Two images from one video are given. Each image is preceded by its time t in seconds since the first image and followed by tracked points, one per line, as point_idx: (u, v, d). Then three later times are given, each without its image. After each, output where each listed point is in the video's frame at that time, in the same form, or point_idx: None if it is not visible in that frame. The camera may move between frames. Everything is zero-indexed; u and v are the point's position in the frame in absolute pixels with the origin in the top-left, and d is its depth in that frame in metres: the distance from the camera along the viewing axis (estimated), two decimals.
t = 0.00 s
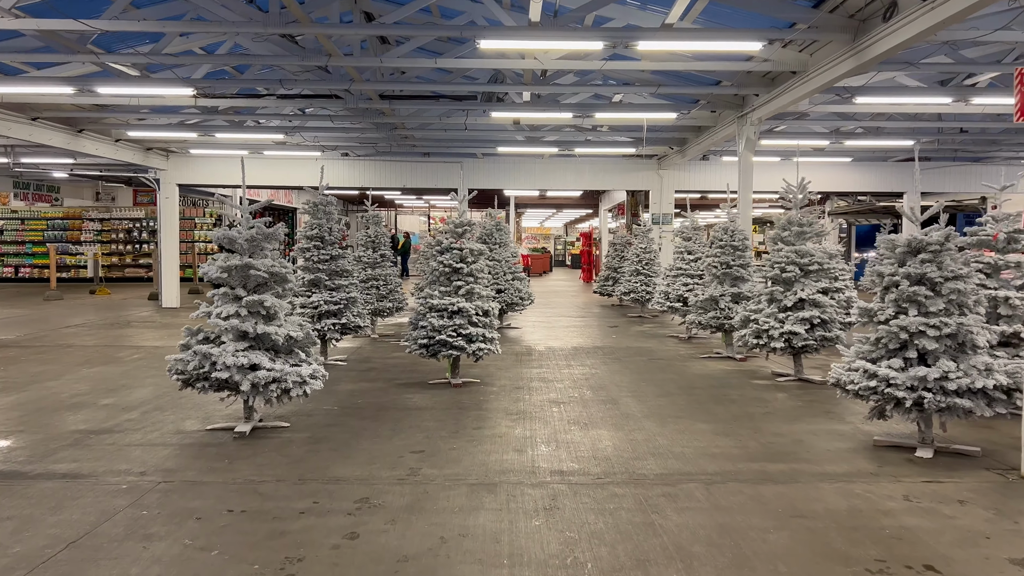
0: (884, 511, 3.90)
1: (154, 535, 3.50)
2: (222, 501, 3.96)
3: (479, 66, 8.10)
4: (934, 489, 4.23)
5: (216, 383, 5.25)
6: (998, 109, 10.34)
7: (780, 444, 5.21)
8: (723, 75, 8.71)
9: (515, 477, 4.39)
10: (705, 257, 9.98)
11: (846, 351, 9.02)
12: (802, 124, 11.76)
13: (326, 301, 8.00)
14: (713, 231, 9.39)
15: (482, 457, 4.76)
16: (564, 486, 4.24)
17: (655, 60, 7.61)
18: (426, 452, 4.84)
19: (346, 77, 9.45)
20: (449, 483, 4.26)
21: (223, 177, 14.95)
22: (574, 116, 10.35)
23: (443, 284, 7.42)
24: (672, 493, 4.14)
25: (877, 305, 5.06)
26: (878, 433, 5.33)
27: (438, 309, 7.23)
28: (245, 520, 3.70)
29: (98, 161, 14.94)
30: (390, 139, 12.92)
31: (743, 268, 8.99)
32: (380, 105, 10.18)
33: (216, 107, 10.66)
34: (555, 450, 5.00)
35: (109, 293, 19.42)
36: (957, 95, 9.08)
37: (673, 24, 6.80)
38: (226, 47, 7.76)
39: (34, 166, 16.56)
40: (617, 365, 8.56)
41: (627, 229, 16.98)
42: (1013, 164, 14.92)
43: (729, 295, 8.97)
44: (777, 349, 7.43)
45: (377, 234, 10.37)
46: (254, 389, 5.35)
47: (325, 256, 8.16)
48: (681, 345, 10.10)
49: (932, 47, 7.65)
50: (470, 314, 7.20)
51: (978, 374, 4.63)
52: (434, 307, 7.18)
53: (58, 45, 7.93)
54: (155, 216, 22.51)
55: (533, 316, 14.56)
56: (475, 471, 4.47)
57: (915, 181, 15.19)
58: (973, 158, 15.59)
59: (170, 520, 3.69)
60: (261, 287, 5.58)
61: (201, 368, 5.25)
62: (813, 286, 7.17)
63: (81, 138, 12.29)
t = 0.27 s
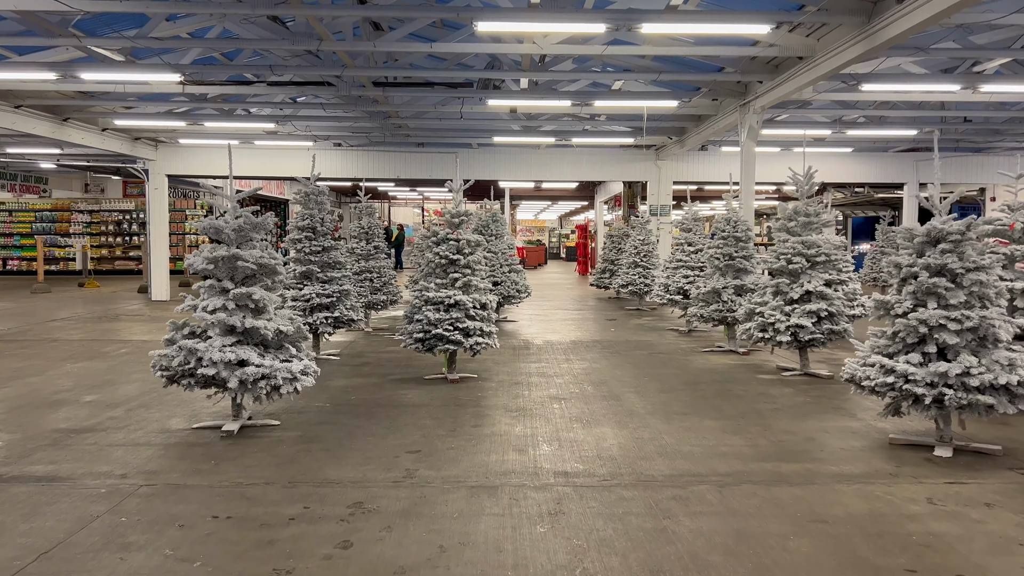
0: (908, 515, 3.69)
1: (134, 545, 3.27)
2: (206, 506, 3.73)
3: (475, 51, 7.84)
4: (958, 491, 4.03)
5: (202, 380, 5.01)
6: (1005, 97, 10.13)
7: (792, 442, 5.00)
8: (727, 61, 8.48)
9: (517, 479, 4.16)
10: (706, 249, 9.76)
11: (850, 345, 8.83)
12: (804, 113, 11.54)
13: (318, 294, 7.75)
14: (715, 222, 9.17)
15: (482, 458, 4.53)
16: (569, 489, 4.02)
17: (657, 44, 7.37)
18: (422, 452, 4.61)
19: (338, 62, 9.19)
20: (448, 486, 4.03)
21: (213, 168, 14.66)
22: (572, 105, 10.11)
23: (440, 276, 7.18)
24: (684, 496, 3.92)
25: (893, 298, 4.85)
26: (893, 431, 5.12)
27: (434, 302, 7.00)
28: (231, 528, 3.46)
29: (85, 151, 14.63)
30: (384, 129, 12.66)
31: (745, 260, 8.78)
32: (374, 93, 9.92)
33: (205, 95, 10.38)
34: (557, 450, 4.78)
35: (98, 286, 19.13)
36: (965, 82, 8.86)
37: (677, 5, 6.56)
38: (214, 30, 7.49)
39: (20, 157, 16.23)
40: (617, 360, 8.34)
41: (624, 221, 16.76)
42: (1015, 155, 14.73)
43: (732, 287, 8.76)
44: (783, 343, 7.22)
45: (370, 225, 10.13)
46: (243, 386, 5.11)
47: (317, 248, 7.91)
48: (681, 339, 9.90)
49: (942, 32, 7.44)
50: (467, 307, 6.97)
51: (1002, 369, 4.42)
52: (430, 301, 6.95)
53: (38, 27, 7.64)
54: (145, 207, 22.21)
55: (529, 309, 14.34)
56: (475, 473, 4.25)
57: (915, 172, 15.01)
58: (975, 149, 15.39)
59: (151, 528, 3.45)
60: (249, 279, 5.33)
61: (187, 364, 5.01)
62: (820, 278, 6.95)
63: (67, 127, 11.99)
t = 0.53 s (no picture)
0: (932, 525, 3.47)
1: (105, 562, 3.02)
2: (184, 518, 3.48)
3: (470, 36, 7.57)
4: (982, 497, 3.82)
5: (182, 379, 4.75)
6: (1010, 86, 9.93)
7: (802, 443, 4.78)
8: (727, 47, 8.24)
9: (516, 486, 3.93)
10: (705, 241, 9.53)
11: (853, 340, 8.63)
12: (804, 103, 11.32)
13: (306, 288, 7.49)
14: (714, 214, 8.95)
15: (479, 463, 4.29)
16: (572, 497, 3.79)
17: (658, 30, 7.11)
18: (415, 457, 4.37)
19: (326, 49, 8.91)
20: (443, 494, 3.80)
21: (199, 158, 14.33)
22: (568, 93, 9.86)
23: (433, 270, 6.93)
24: (694, 505, 3.70)
25: (909, 293, 4.64)
26: (907, 432, 4.91)
27: (427, 297, 6.75)
28: (211, 543, 3.22)
29: (68, 141, 14.28)
30: (374, 118, 12.37)
31: (746, 253, 8.56)
32: (364, 81, 9.64)
33: (189, 82, 10.06)
34: (557, 453, 4.55)
35: (83, 279, 18.79)
36: (971, 70, 8.64)
37: None
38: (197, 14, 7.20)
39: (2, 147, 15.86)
40: (616, 355, 8.11)
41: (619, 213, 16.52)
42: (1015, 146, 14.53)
43: (732, 281, 8.54)
44: (787, 339, 7.00)
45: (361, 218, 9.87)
46: (226, 386, 4.86)
47: (305, 240, 7.64)
48: (680, 334, 9.68)
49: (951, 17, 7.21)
50: (461, 303, 6.72)
51: None
52: (423, 295, 6.70)
53: (13, 10, 7.32)
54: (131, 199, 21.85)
55: (523, 303, 14.11)
56: (471, 479, 4.01)
57: (914, 163, 14.81)
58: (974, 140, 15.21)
59: (125, 543, 3.20)
60: (233, 274, 5.07)
61: (166, 363, 4.75)
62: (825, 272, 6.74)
63: (47, 116, 11.65)
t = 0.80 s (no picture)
0: (957, 534, 3.29)
1: None
2: (162, 531, 3.25)
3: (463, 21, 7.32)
4: (1005, 503, 3.64)
5: (162, 380, 4.52)
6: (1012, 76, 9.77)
7: (812, 445, 4.60)
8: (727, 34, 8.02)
9: (516, 493, 3.72)
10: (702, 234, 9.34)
11: (854, 334, 8.47)
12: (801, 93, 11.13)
13: (293, 282, 7.24)
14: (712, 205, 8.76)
15: (475, 468, 4.08)
16: (576, 505, 3.58)
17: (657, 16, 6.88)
18: (408, 462, 4.16)
19: (314, 35, 8.64)
20: (439, 503, 3.58)
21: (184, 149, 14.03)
22: (562, 81, 9.62)
23: (425, 264, 6.71)
24: (705, 513, 3.50)
25: (924, 288, 4.45)
26: (919, 433, 4.73)
27: (419, 292, 6.52)
28: (190, 559, 2.99)
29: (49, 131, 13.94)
30: (363, 108, 12.11)
31: (745, 246, 8.37)
32: (353, 68, 9.37)
33: (172, 70, 9.76)
34: (558, 457, 4.34)
35: (66, 273, 18.45)
36: (974, 58, 8.46)
37: None
38: None
39: None
40: (612, 351, 7.91)
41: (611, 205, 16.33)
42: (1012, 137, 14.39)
43: (731, 275, 8.35)
44: (789, 334, 6.82)
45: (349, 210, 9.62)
46: (209, 387, 4.63)
47: (292, 233, 7.40)
48: (676, 328, 9.49)
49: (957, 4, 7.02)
50: (454, 298, 6.50)
51: None
52: (414, 290, 6.48)
53: None
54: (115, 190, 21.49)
55: (515, 297, 13.88)
56: (469, 487, 3.80)
57: (910, 155, 14.68)
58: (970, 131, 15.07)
59: (97, 560, 2.98)
60: (216, 269, 4.83)
61: (146, 363, 4.52)
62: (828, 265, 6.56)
63: (26, 105, 11.32)
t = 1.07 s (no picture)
0: (984, 545, 3.12)
1: None
2: (141, 548, 3.03)
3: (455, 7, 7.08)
4: None
5: (143, 382, 4.30)
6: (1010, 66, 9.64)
7: (822, 447, 4.43)
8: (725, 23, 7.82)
9: (518, 502, 3.52)
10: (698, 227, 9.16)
11: (852, 329, 8.33)
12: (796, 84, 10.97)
13: (280, 278, 7.01)
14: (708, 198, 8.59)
15: (474, 474, 3.89)
16: (582, 515, 3.39)
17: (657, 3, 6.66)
18: (403, 468, 3.96)
19: (300, 23, 8.39)
20: (438, 513, 3.38)
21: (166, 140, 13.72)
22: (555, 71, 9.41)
23: (417, 258, 6.49)
24: (718, 523, 3.31)
25: (939, 284, 4.29)
26: (931, 434, 4.57)
27: (410, 288, 6.32)
28: None
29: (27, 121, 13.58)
30: (350, 98, 11.85)
31: (742, 239, 8.21)
32: (340, 57, 9.11)
33: (153, 58, 9.45)
34: (559, 461, 4.15)
35: (46, 267, 18.09)
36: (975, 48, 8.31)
37: None
38: None
39: None
40: (608, 347, 7.73)
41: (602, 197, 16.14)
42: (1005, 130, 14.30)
43: (729, 269, 8.18)
44: (790, 330, 6.66)
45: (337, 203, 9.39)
46: (192, 389, 4.41)
47: (278, 227, 7.16)
48: (671, 323, 9.32)
49: None
50: (447, 294, 6.30)
51: None
52: (406, 286, 6.27)
53: None
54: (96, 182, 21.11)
55: (505, 290, 13.68)
56: (468, 495, 3.60)
57: (902, 146, 14.52)
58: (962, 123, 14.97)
59: None
60: (199, 265, 4.60)
61: (125, 364, 4.29)
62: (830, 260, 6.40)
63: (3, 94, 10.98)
